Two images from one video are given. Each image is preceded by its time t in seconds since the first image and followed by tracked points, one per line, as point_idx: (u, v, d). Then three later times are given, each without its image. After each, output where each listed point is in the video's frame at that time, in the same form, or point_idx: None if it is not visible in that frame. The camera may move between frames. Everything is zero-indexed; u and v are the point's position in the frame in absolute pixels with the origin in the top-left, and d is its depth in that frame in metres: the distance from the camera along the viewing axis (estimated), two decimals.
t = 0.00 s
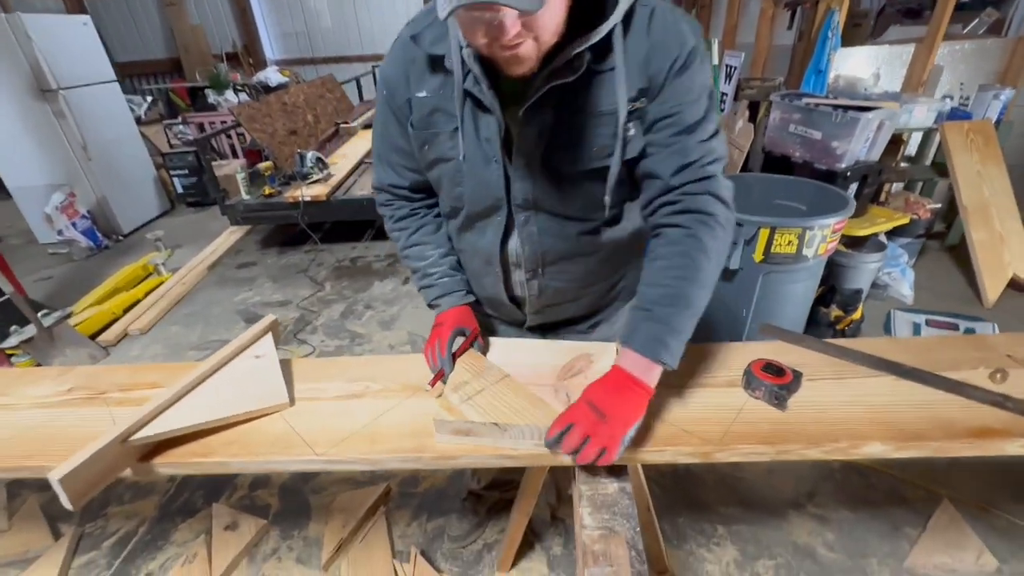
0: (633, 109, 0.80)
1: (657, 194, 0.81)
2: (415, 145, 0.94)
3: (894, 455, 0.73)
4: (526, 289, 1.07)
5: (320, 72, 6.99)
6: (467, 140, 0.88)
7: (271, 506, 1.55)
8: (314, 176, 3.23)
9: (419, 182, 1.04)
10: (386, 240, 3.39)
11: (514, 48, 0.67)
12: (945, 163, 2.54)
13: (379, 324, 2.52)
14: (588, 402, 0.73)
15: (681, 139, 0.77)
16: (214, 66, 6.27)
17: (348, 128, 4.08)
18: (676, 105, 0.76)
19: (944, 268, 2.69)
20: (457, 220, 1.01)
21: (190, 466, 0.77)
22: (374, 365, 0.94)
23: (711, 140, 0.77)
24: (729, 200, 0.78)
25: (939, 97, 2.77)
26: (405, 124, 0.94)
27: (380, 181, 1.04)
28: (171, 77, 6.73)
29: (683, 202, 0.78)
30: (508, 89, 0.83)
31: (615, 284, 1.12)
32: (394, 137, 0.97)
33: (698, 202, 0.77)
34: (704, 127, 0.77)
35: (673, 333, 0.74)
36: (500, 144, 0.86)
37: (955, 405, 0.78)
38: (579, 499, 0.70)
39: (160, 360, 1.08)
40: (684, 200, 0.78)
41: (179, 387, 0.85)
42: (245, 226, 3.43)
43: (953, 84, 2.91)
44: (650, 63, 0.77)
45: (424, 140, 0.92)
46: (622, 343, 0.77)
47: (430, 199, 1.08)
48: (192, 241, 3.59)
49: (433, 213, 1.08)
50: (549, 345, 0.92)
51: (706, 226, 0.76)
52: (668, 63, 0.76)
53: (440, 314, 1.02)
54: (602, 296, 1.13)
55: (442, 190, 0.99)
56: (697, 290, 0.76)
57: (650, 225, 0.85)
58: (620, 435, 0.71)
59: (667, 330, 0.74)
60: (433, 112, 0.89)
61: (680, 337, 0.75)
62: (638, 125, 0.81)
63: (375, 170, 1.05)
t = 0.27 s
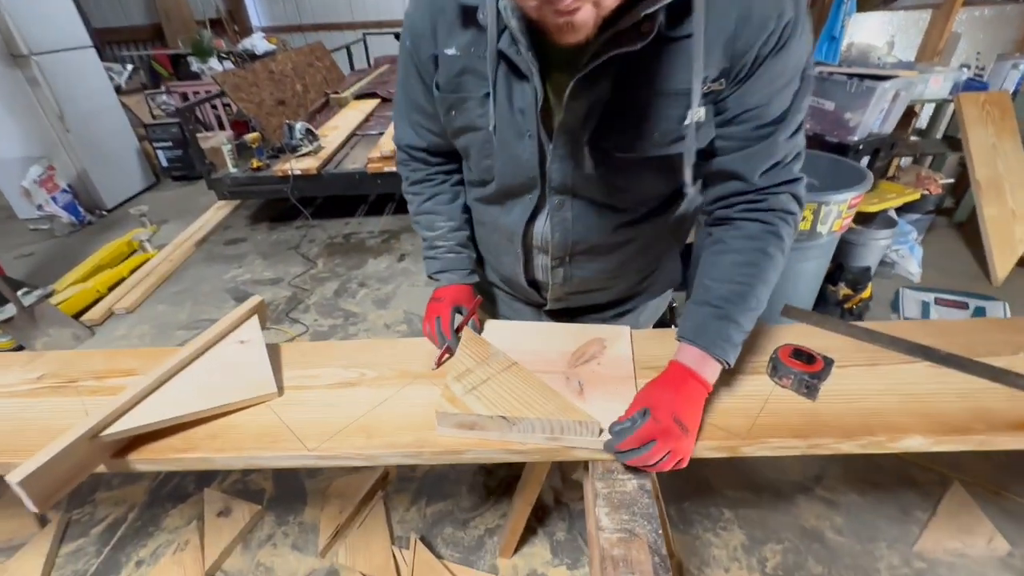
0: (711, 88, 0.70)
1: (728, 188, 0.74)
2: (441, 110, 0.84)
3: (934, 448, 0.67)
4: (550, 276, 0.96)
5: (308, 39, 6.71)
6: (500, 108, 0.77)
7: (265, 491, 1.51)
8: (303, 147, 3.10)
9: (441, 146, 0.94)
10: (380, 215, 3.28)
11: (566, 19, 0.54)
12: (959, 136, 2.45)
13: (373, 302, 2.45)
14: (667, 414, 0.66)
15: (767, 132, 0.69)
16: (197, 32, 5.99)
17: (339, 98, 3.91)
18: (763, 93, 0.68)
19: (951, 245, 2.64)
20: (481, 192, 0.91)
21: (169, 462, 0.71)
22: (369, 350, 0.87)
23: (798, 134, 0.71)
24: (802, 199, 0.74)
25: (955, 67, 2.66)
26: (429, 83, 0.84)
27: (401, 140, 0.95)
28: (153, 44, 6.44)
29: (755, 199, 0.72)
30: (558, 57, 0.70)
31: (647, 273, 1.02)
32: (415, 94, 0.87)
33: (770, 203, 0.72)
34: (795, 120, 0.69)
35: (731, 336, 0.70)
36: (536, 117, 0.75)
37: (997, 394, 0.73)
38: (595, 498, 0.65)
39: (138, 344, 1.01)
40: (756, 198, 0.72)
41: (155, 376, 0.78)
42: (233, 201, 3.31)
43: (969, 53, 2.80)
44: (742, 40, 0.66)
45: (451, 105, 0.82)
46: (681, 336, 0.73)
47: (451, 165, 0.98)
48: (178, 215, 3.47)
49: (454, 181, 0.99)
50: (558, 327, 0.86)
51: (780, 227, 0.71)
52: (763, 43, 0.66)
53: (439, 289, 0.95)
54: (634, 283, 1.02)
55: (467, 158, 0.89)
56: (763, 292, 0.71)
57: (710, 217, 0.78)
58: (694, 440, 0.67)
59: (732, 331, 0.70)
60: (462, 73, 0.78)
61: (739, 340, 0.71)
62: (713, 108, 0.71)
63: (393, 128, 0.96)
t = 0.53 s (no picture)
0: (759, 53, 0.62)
1: (763, 171, 0.67)
2: (451, 75, 0.76)
3: (972, 443, 0.63)
4: (566, 262, 0.87)
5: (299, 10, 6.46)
6: (519, 70, 0.69)
7: (262, 478, 1.46)
8: (295, 124, 2.98)
9: (448, 115, 0.87)
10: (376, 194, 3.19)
11: None
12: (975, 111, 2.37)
13: (370, 284, 2.39)
14: (673, 405, 0.61)
15: (815, 109, 0.62)
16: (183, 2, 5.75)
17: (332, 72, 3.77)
18: (815, 62, 0.60)
19: (961, 224, 2.58)
20: (492, 167, 0.83)
21: (151, 460, 0.66)
22: (366, 337, 0.82)
23: (844, 115, 0.64)
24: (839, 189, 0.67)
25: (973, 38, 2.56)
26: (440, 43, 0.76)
27: (404, 106, 0.88)
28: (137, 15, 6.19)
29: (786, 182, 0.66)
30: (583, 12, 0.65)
31: (666, 261, 0.95)
32: (422, 53, 0.79)
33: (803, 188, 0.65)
34: (845, 98, 0.62)
35: (748, 330, 0.65)
36: (562, 80, 0.67)
37: None
38: (611, 498, 0.60)
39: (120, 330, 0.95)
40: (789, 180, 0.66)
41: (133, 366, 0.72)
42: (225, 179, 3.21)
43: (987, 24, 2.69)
44: None
45: (462, 67, 0.73)
46: (688, 328, 0.67)
47: (458, 136, 0.91)
48: (168, 194, 3.37)
49: (460, 154, 0.92)
50: (566, 312, 0.80)
51: (809, 219, 0.65)
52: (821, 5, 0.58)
53: (443, 273, 0.89)
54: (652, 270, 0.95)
55: (478, 129, 0.81)
56: (785, 287, 0.66)
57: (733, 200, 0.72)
58: (699, 437, 0.62)
59: (747, 327, 0.65)
60: (477, 29, 0.71)
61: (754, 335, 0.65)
62: (758, 78, 0.63)
63: (397, 94, 0.88)
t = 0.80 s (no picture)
0: None
1: (781, 129, 0.60)
2: (434, 26, 0.69)
3: (986, 423, 0.60)
4: (562, 234, 0.82)
5: None
6: (508, 19, 0.62)
7: (253, 457, 1.43)
8: (280, 91, 2.84)
9: (436, 75, 0.80)
10: (365, 165, 3.08)
11: None
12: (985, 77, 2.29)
13: (361, 259, 2.32)
14: (669, 385, 0.57)
15: (844, 57, 0.54)
16: None
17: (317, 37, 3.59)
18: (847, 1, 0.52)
19: (964, 195, 2.53)
20: (482, 131, 0.77)
21: (121, 447, 0.62)
22: (351, 315, 0.77)
23: (878, 65, 0.56)
24: (865, 152, 0.60)
25: None
26: None
27: (390, 65, 0.81)
28: None
29: (804, 145, 0.59)
30: None
31: (672, 232, 0.90)
32: (405, 4, 0.72)
33: (820, 152, 0.59)
34: (879, 44, 0.54)
35: (753, 308, 0.60)
36: (553, 29, 0.60)
37: None
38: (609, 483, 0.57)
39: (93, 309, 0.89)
40: (808, 143, 0.59)
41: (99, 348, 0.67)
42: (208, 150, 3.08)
43: None
44: None
45: (445, 17, 0.66)
46: (687, 306, 0.63)
47: (448, 99, 0.84)
48: (150, 166, 3.25)
49: (451, 118, 0.85)
50: (563, 288, 0.76)
51: (827, 188, 0.59)
52: None
53: (433, 247, 0.83)
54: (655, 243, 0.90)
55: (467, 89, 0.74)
56: (795, 263, 0.60)
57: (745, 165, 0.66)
58: (698, 418, 0.59)
59: (750, 307, 0.60)
60: None
61: (759, 314, 0.61)
62: (779, 21, 0.55)
63: (382, 52, 0.81)
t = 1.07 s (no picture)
0: None
1: (805, 99, 0.54)
2: None
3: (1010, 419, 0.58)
4: (565, 214, 0.78)
5: None
6: None
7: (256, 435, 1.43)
8: (279, 63, 2.74)
9: (434, 41, 0.75)
10: (367, 140, 3.01)
11: None
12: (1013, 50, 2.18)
13: (363, 237, 2.29)
14: (676, 375, 0.54)
15: (881, 17, 0.49)
16: None
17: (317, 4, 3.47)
18: None
19: (982, 175, 2.45)
20: (482, 103, 0.72)
21: (113, 434, 0.61)
22: (349, 298, 0.74)
23: (919, 27, 0.50)
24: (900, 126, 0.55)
25: None
26: None
27: (388, 32, 0.77)
28: None
29: (829, 119, 0.54)
30: None
31: (684, 213, 0.85)
32: None
33: (847, 127, 0.53)
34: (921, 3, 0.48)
35: (764, 297, 0.56)
36: None
37: None
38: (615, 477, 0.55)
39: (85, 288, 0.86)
40: (833, 117, 0.54)
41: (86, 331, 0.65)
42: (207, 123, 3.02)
43: None
44: None
45: None
46: (694, 293, 0.59)
47: (449, 68, 0.79)
48: (149, 138, 3.18)
49: (452, 89, 0.80)
50: (569, 272, 0.73)
51: (852, 168, 0.54)
52: None
53: (435, 226, 0.79)
54: (663, 225, 0.85)
55: (465, 57, 0.70)
56: (813, 249, 0.56)
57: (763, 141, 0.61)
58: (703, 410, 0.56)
59: (762, 295, 0.56)
60: None
61: (771, 303, 0.57)
62: None
63: (378, 17, 0.77)
